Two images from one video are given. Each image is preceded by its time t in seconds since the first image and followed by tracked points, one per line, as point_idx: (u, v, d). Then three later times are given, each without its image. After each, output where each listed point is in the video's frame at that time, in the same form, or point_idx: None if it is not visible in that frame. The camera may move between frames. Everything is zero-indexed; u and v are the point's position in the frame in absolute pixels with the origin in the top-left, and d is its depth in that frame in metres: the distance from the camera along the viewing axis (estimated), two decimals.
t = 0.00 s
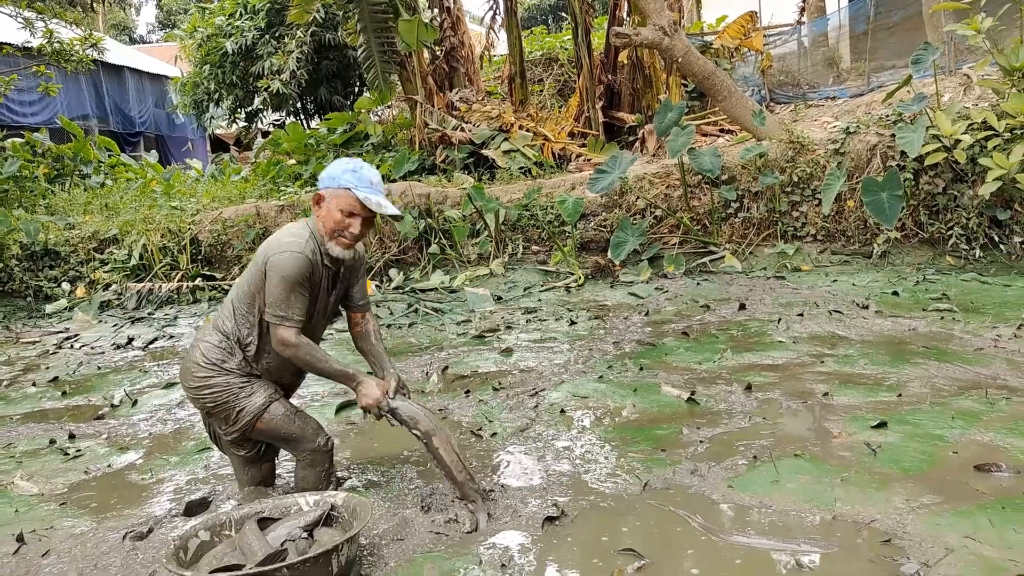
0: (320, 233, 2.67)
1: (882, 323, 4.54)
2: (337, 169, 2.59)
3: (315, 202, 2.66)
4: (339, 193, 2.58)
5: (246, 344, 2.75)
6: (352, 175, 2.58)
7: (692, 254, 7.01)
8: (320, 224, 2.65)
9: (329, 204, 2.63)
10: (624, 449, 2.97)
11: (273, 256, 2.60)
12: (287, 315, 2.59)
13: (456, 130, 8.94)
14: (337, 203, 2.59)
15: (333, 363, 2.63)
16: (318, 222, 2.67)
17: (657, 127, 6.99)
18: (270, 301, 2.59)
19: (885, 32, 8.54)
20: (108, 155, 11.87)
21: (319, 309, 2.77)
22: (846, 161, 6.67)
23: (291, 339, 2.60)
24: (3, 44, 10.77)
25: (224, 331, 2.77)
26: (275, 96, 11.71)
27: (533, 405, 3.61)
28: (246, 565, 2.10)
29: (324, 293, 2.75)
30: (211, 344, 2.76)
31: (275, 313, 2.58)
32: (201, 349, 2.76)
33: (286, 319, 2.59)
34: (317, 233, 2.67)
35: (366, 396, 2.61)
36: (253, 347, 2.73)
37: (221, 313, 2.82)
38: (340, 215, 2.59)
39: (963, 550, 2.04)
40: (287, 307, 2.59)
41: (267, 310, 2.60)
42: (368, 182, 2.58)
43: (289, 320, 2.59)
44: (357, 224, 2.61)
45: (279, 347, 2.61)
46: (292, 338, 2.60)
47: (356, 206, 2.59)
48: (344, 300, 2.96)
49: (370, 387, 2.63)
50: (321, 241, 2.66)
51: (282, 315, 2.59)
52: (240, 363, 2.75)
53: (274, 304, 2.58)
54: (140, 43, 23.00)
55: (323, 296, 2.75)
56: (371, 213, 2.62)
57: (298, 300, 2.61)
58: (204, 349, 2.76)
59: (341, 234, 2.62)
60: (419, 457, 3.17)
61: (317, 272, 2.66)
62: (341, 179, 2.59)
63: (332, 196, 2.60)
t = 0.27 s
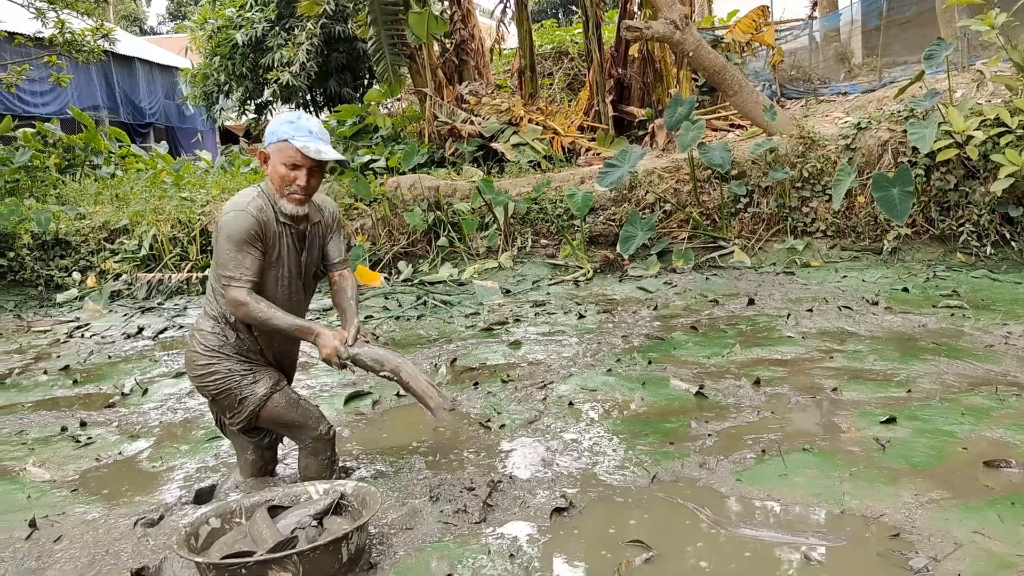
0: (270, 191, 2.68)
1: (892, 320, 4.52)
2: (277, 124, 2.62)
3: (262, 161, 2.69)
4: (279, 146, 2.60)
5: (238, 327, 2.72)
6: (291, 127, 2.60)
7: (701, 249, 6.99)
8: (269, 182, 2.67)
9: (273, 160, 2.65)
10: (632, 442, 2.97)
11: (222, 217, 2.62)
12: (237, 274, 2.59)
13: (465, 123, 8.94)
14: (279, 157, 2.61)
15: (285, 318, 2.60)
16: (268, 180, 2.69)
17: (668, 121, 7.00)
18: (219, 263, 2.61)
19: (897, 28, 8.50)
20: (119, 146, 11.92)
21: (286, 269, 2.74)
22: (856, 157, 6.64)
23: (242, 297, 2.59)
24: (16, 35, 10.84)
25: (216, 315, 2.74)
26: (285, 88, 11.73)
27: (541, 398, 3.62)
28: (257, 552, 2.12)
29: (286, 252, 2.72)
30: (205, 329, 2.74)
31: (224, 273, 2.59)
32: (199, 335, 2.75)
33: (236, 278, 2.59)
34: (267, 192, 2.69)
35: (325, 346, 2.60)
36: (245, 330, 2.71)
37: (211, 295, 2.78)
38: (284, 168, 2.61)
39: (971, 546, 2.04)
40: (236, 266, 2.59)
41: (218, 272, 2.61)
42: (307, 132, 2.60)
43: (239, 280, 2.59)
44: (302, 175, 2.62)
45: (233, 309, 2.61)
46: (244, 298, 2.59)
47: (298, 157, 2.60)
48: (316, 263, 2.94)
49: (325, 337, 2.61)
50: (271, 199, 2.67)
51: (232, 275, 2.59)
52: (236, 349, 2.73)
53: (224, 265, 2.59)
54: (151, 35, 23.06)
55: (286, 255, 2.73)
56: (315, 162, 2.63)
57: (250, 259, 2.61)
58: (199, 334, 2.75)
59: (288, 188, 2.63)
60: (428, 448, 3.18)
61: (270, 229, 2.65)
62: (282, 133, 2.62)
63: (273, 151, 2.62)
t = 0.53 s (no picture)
0: (261, 173, 2.70)
1: (906, 313, 4.50)
2: (262, 103, 2.65)
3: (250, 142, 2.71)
4: (266, 124, 2.63)
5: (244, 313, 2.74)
6: (276, 104, 2.63)
7: (714, 241, 6.96)
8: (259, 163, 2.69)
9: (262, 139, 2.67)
10: (645, 431, 2.98)
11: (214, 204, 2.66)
12: (233, 262, 2.62)
13: (478, 113, 8.93)
14: (266, 135, 2.63)
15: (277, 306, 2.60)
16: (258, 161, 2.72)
17: (682, 113, 6.99)
18: (214, 252, 2.65)
19: (914, 19, 8.42)
20: (133, 134, 11.98)
21: (281, 251, 2.76)
22: (871, 150, 6.59)
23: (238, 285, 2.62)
24: (31, 22, 10.88)
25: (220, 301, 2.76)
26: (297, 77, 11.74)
27: (554, 386, 3.63)
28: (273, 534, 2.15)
29: (281, 233, 2.74)
30: (211, 316, 2.76)
31: (220, 262, 2.63)
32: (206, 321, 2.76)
33: (229, 266, 2.62)
34: (258, 174, 2.71)
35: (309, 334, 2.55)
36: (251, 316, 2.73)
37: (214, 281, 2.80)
38: (271, 145, 2.63)
39: (987, 538, 2.04)
40: (231, 253, 2.62)
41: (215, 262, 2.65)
42: (291, 106, 2.62)
43: (234, 268, 2.63)
44: (290, 151, 2.64)
45: (230, 297, 2.65)
46: (239, 285, 2.62)
47: (287, 132, 2.62)
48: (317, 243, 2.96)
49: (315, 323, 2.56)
50: (262, 180, 2.70)
51: (228, 263, 2.62)
52: (244, 333, 2.75)
53: (219, 253, 2.63)
54: (164, 23, 23.09)
55: (282, 237, 2.75)
56: (305, 137, 2.65)
57: (243, 245, 2.64)
58: (206, 322, 2.77)
59: (278, 166, 2.65)
60: (440, 434, 3.20)
61: (263, 211, 2.67)
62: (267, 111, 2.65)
63: (260, 130, 2.65)
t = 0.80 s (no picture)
0: (271, 162, 2.66)
1: (917, 306, 4.48)
2: (269, 91, 2.61)
3: (259, 132, 2.67)
4: (275, 113, 2.59)
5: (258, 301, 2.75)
6: (284, 91, 2.59)
7: (724, 232, 6.94)
8: (269, 153, 2.66)
9: (271, 128, 2.64)
10: (655, 421, 2.99)
11: (228, 199, 2.61)
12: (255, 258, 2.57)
13: (488, 102, 8.92)
14: (276, 124, 2.60)
15: (286, 320, 2.55)
16: (267, 151, 2.68)
17: (693, 104, 6.95)
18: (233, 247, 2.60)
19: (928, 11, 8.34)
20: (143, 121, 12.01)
21: (297, 241, 2.74)
22: (884, 142, 6.54)
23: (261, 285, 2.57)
24: (42, 9, 10.90)
25: (234, 289, 2.76)
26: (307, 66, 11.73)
27: (563, 375, 3.64)
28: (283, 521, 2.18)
29: (296, 223, 2.72)
30: (223, 306, 2.77)
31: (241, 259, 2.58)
32: (219, 309, 2.78)
33: (254, 264, 2.57)
34: (268, 164, 2.68)
35: (300, 379, 2.50)
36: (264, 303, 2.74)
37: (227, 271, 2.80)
38: (282, 134, 2.60)
39: (999, 530, 2.04)
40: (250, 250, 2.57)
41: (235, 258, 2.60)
42: (299, 94, 2.60)
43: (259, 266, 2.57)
44: (301, 138, 2.61)
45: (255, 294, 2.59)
46: (267, 282, 2.56)
47: (296, 121, 2.59)
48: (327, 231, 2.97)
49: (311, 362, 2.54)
50: (273, 170, 2.66)
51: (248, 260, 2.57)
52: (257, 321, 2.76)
53: (239, 249, 2.59)
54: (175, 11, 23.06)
55: (297, 226, 2.72)
56: (314, 125, 2.62)
57: (263, 241, 2.60)
58: (217, 311, 2.77)
59: (290, 155, 2.62)
60: (450, 422, 3.22)
61: (278, 203, 2.64)
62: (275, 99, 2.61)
63: (270, 118, 2.61)
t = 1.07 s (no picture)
0: (266, 131, 2.65)
1: (918, 296, 4.47)
2: (260, 60, 2.62)
3: (252, 102, 2.66)
4: (269, 80, 2.59)
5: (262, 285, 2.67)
6: (275, 58, 2.60)
7: (724, 222, 6.92)
8: (263, 122, 2.65)
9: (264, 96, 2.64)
10: (654, 409, 2.99)
11: (222, 171, 2.56)
12: (238, 229, 2.50)
13: (489, 91, 8.88)
14: (270, 91, 2.60)
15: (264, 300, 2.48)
16: (261, 121, 2.67)
17: (694, 92, 6.90)
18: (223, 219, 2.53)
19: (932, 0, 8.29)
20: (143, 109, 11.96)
21: (296, 214, 2.68)
22: (886, 132, 6.52)
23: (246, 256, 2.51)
24: None
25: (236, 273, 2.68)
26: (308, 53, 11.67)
27: (563, 364, 3.64)
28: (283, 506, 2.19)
29: (295, 194, 2.68)
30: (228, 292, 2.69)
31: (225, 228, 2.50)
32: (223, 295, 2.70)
33: (232, 235, 2.50)
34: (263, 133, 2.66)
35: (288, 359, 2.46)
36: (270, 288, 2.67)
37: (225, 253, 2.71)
38: (277, 100, 2.61)
39: (998, 518, 2.04)
40: (238, 219, 2.50)
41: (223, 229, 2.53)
42: (291, 59, 2.61)
43: (245, 236, 2.50)
44: (296, 103, 2.63)
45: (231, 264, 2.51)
46: (240, 252, 2.49)
47: (289, 85, 2.60)
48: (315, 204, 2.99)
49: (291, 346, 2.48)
50: (269, 139, 2.64)
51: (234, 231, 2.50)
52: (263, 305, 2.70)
53: (226, 220, 2.51)
54: None
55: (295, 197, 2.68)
56: (307, 89, 2.65)
57: (258, 210, 2.54)
58: (223, 297, 2.70)
59: (286, 120, 2.63)
60: (450, 409, 3.22)
61: (276, 171, 2.60)
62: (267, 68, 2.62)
63: (263, 87, 2.61)
